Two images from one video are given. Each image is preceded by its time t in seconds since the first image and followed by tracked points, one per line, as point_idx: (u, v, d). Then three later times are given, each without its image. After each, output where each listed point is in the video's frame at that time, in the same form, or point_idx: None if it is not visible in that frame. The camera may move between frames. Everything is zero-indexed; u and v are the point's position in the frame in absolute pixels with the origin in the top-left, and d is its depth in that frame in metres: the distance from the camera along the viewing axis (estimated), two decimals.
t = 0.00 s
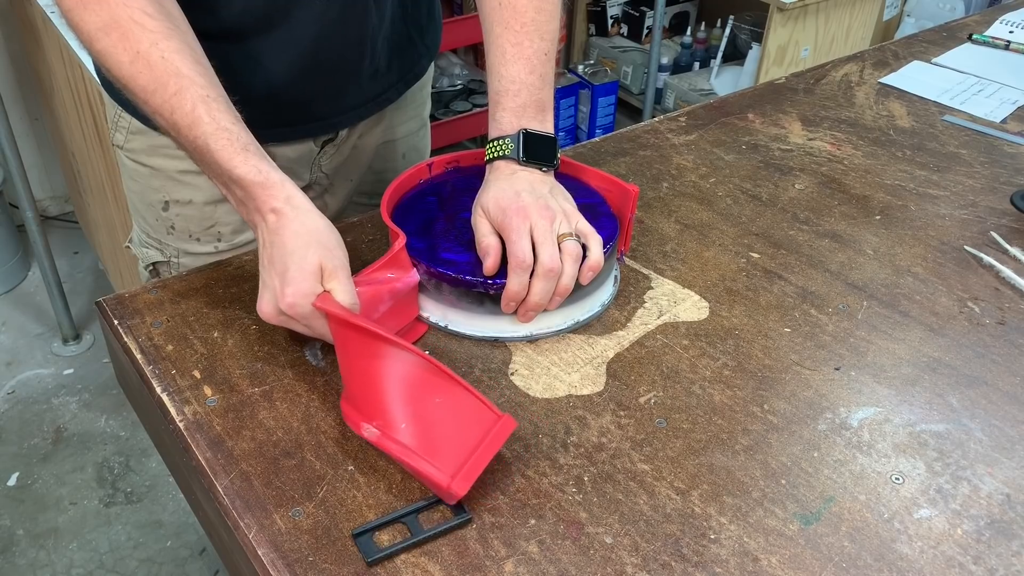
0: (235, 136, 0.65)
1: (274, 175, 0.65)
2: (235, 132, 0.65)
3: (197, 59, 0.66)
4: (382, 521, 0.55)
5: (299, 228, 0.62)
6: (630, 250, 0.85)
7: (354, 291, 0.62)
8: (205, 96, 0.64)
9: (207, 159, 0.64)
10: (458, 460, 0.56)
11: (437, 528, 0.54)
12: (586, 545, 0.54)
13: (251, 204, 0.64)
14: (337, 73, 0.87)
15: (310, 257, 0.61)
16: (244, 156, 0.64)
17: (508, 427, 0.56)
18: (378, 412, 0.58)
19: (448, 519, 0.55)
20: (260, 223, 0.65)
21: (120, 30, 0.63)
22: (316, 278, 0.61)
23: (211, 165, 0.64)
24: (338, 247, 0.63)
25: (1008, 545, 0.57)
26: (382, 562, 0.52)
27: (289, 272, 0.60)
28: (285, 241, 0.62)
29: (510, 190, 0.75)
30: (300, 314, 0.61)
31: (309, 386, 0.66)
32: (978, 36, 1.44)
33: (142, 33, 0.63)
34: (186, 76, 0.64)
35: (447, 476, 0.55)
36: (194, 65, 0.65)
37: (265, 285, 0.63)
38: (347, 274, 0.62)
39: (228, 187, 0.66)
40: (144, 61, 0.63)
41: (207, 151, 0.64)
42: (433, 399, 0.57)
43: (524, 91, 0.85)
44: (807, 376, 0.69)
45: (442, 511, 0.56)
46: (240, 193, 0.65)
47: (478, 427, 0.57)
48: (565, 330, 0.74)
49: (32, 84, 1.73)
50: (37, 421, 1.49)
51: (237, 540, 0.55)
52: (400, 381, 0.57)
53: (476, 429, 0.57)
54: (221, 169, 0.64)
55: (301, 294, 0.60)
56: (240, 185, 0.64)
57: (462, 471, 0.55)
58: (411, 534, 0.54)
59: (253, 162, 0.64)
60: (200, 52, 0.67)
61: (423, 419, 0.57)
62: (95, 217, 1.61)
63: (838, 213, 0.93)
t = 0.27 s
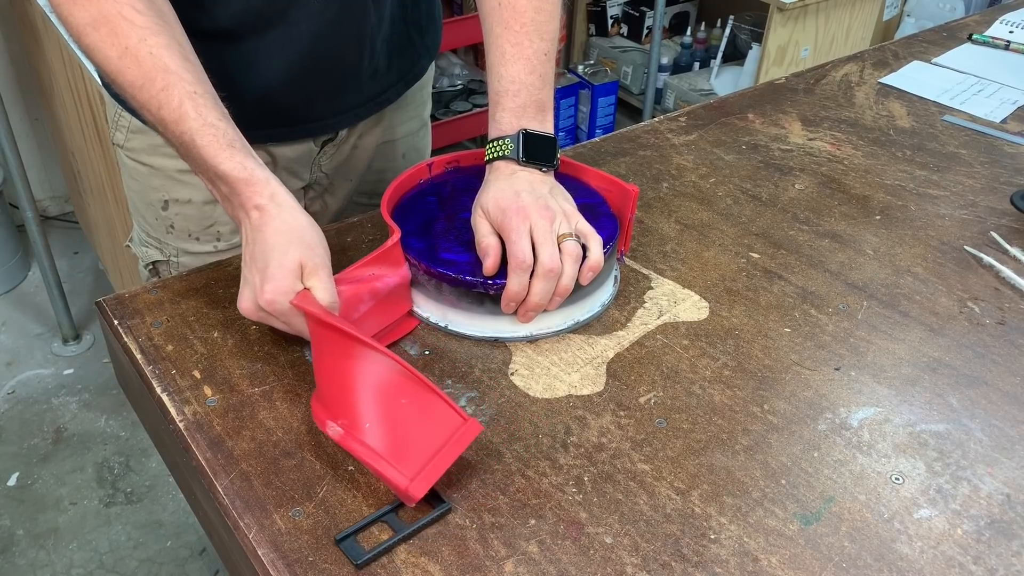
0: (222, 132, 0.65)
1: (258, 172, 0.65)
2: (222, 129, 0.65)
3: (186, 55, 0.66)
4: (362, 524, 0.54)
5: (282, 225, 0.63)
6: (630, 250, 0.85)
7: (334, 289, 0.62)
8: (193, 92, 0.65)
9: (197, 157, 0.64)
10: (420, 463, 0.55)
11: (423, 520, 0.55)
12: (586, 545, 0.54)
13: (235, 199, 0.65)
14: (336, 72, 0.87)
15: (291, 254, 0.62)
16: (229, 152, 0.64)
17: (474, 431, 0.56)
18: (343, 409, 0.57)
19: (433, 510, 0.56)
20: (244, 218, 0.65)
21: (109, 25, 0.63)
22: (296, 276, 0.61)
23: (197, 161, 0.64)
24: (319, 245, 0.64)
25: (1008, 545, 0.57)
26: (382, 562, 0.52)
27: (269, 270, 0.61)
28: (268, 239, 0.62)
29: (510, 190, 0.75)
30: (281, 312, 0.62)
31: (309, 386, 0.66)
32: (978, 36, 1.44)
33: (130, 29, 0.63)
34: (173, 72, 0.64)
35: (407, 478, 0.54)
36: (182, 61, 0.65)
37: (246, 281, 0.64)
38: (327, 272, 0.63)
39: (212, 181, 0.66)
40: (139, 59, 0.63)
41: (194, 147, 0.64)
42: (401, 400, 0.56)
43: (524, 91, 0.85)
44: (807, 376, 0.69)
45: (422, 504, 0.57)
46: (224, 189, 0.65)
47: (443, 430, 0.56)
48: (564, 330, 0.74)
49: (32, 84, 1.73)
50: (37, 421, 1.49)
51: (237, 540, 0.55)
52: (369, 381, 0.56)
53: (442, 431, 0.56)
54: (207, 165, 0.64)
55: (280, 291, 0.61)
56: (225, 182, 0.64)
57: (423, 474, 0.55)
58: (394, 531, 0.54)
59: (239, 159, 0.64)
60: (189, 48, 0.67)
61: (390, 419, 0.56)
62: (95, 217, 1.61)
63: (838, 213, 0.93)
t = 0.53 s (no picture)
0: (212, 126, 0.65)
1: (248, 166, 0.65)
2: (213, 124, 0.65)
3: (177, 49, 0.66)
4: (361, 524, 0.54)
5: (271, 219, 0.63)
6: (630, 250, 0.85)
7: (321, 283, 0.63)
8: (184, 86, 0.65)
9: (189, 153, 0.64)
10: (395, 457, 0.55)
11: (421, 518, 0.55)
12: (586, 545, 0.54)
13: (224, 193, 0.65)
14: (335, 72, 0.87)
15: (279, 247, 0.62)
16: (220, 146, 0.64)
17: (451, 427, 0.56)
18: (322, 401, 0.57)
19: (431, 509, 0.56)
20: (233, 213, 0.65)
21: (100, 19, 0.62)
22: (283, 269, 0.61)
23: (187, 154, 0.64)
24: (307, 240, 0.64)
25: (1008, 545, 0.57)
26: (382, 563, 0.52)
27: (257, 262, 0.61)
28: (257, 232, 0.62)
29: (509, 190, 0.75)
30: (267, 306, 0.62)
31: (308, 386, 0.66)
32: (978, 36, 1.44)
33: (122, 23, 0.63)
34: (165, 66, 0.64)
35: (381, 471, 0.54)
36: (174, 55, 0.65)
37: (233, 274, 0.63)
38: (316, 266, 0.63)
39: (202, 176, 0.66)
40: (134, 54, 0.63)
41: (184, 141, 0.64)
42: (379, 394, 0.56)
43: (523, 91, 0.85)
44: (807, 376, 0.69)
45: (420, 503, 0.57)
46: (214, 182, 0.65)
47: (420, 425, 0.56)
48: (564, 330, 0.74)
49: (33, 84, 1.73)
50: (37, 421, 1.49)
51: (237, 540, 0.55)
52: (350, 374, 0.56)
53: (418, 425, 0.56)
54: (197, 159, 0.64)
55: (267, 284, 0.60)
56: (215, 176, 0.64)
57: (398, 467, 0.55)
58: (393, 530, 0.55)
59: (229, 153, 0.64)
60: (180, 41, 0.67)
61: (367, 413, 0.56)
62: (95, 217, 1.61)
63: (838, 213, 0.93)
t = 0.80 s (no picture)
0: (200, 120, 0.66)
1: (236, 161, 0.66)
2: (202, 118, 0.66)
3: (167, 43, 0.66)
4: (361, 524, 0.54)
5: (256, 214, 0.63)
6: (630, 250, 0.85)
7: (303, 279, 0.63)
8: (173, 80, 0.65)
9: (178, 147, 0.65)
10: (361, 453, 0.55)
11: (421, 518, 0.55)
12: (586, 545, 0.54)
13: (211, 186, 0.65)
14: (333, 72, 0.87)
15: (262, 242, 0.62)
16: (208, 140, 0.65)
17: (417, 424, 0.56)
18: (294, 396, 0.57)
19: (431, 508, 0.56)
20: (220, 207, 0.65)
21: (91, 12, 0.62)
22: (266, 264, 0.62)
23: (174, 148, 0.65)
24: (291, 235, 0.64)
25: (1008, 545, 0.57)
26: (382, 562, 0.52)
27: (240, 257, 0.61)
28: (241, 227, 0.63)
29: (509, 190, 0.75)
30: (249, 300, 0.62)
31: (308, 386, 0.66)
32: (978, 36, 1.44)
33: (113, 16, 0.63)
34: (155, 61, 0.64)
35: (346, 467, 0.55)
36: (164, 49, 0.66)
37: (217, 268, 0.64)
38: (299, 262, 0.63)
39: (190, 169, 0.67)
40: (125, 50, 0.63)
41: (172, 135, 0.64)
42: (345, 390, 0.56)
43: (523, 91, 0.85)
44: (807, 376, 0.69)
45: (420, 503, 0.57)
46: (202, 176, 0.66)
47: (387, 420, 0.56)
48: (565, 330, 0.74)
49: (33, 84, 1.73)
50: (37, 421, 1.49)
51: (237, 540, 0.55)
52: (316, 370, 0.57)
53: (385, 422, 0.56)
54: (184, 152, 0.64)
55: (248, 278, 0.61)
56: (202, 169, 0.65)
57: (363, 465, 0.55)
58: (393, 530, 0.55)
59: (217, 147, 0.65)
60: (170, 36, 0.68)
61: (334, 409, 0.56)
62: (95, 217, 1.61)
63: (838, 213, 0.93)
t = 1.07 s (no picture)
0: (186, 113, 0.66)
1: (221, 155, 0.66)
2: (188, 112, 0.66)
3: (155, 37, 0.67)
4: (361, 524, 0.54)
5: (238, 207, 0.64)
6: (630, 250, 0.85)
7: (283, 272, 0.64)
8: (160, 74, 0.66)
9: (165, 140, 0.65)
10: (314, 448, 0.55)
11: (421, 518, 0.55)
12: (586, 545, 0.54)
13: (196, 178, 0.66)
14: (331, 72, 0.87)
15: (242, 235, 0.63)
16: (193, 133, 0.65)
17: (374, 421, 0.57)
18: (257, 388, 0.58)
19: (431, 508, 0.56)
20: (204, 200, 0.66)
21: (79, 6, 0.63)
22: (246, 257, 0.62)
23: (160, 141, 0.65)
24: (272, 229, 0.65)
25: (1008, 545, 0.57)
26: (382, 563, 0.52)
27: (221, 249, 0.62)
28: (224, 220, 0.64)
29: (509, 190, 0.75)
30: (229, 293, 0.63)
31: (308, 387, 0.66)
32: (978, 36, 1.44)
33: (101, 10, 0.64)
34: (142, 54, 0.65)
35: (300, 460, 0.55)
36: (152, 43, 0.66)
37: (199, 260, 0.65)
38: (279, 256, 0.64)
39: (176, 161, 0.67)
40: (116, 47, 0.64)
41: (157, 127, 0.65)
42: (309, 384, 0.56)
43: (522, 91, 0.85)
44: (807, 376, 0.69)
45: (420, 503, 0.57)
46: (187, 169, 0.67)
47: (344, 417, 0.57)
48: (565, 330, 0.74)
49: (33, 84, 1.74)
50: (37, 421, 1.48)
51: (237, 540, 0.55)
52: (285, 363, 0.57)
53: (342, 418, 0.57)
54: (169, 145, 0.65)
55: (227, 271, 0.61)
56: (188, 162, 0.66)
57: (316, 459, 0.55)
58: (393, 530, 0.55)
59: (202, 141, 0.65)
60: (160, 30, 0.68)
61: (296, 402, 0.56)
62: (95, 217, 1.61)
63: (838, 213, 0.93)
